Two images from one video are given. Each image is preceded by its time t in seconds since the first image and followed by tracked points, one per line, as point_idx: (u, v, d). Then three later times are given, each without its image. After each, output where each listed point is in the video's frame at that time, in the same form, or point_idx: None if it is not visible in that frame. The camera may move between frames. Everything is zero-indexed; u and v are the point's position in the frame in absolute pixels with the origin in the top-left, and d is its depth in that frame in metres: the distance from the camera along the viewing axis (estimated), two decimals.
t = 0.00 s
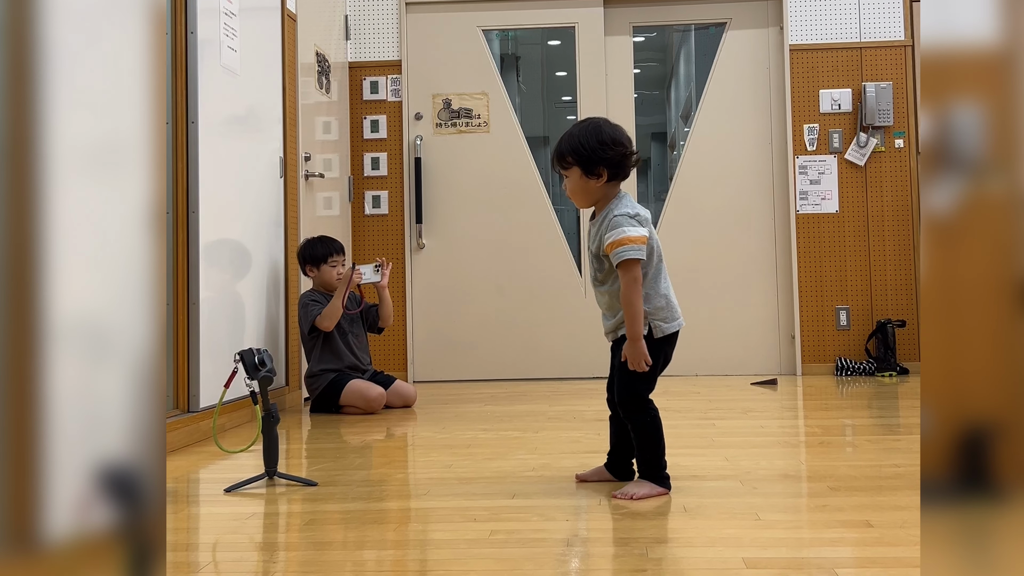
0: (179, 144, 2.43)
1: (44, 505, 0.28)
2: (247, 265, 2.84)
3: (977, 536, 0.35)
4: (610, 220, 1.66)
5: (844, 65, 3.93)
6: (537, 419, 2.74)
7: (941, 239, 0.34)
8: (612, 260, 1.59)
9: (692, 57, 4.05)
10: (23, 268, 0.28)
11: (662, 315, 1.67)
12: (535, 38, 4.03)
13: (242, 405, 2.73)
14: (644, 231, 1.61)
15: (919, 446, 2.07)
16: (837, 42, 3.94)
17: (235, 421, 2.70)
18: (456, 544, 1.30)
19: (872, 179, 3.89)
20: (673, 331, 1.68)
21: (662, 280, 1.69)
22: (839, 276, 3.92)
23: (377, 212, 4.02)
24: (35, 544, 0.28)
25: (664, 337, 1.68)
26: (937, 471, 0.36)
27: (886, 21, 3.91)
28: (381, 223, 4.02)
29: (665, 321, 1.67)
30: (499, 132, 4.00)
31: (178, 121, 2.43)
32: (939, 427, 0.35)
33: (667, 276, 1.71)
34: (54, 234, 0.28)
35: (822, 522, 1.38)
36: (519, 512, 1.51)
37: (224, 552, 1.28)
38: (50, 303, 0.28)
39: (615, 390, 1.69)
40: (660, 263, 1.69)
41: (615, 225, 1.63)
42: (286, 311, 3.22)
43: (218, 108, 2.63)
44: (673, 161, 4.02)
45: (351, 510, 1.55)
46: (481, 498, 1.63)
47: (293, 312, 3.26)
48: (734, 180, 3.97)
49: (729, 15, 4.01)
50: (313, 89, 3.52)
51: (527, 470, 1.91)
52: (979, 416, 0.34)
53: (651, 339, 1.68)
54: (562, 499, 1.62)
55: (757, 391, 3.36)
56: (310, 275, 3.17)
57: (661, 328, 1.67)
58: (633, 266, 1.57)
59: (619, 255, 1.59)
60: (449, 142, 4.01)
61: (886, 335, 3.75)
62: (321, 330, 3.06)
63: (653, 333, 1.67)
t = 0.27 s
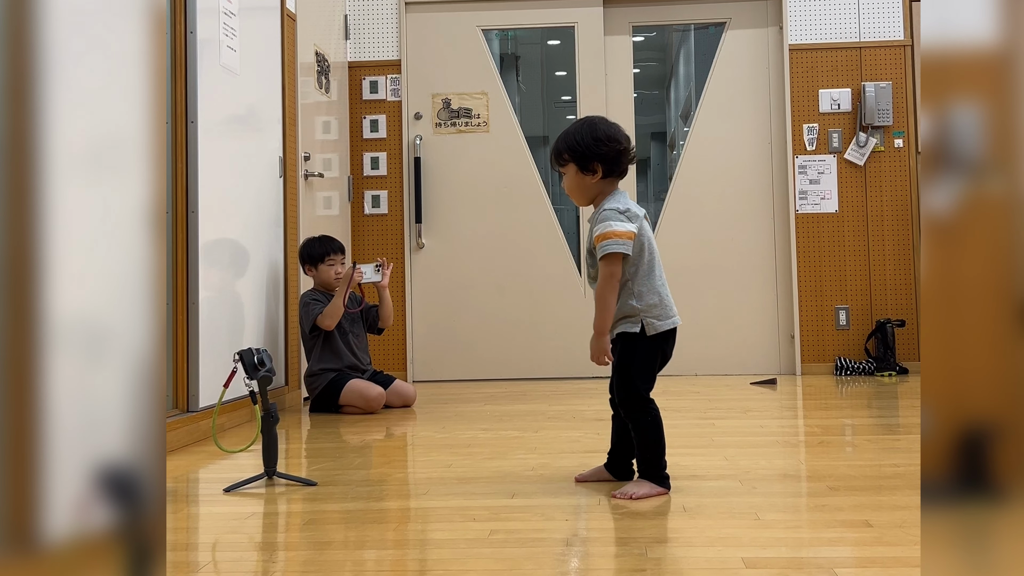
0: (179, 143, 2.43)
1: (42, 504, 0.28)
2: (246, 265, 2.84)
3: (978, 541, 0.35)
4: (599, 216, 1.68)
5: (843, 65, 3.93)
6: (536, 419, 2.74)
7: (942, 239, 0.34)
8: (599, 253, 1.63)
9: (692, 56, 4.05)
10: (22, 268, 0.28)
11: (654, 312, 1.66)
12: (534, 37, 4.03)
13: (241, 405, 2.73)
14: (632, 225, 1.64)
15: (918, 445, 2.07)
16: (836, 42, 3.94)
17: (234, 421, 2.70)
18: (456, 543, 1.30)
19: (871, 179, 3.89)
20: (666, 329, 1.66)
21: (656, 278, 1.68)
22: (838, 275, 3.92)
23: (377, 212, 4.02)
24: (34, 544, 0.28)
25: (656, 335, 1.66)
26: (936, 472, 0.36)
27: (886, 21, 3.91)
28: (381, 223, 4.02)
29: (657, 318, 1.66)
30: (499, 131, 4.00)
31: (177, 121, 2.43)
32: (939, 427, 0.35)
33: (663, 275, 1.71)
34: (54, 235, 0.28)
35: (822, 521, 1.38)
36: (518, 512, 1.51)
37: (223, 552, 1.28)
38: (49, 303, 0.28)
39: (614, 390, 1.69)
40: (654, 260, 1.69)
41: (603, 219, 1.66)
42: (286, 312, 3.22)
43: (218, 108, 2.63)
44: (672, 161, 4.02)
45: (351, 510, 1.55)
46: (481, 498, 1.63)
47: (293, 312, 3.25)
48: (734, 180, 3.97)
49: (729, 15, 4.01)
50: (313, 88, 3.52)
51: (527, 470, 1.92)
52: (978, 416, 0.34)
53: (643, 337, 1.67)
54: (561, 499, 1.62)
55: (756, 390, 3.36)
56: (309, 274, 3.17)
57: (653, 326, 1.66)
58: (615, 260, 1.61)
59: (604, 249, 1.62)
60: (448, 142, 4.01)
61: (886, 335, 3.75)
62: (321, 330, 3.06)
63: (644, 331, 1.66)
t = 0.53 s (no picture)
0: (178, 143, 2.43)
1: (42, 506, 0.28)
2: (246, 265, 2.84)
3: (976, 542, 0.35)
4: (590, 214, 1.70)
5: (843, 65, 3.94)
6: (536, 419, 2.74)
7: (941, 240, 0.34)
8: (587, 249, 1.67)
9: (692, 57, 4.05)
10: (21, 270, 0.28)
11: (640, 314, 1.66)
12: (534, 38, 4.03)
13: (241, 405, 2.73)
14: (621, 224, 1.66)
15: (917, 446, 2.07)
16: (835, 42, 3.94)
17: (234, 421, 2.70)
18: (455, 544, 1.30)
19: (871, 179, 3.89)
20: (651, 331, 1.66)
21: (646, 280, 1.69)
22: (838, 275, 3.92)
23: (376, 212, 4.02)
24: (33, 546, 0.28)
25: (642, 336, 1.67)
26: (936, 473, 0.36)
27: (885, 21, 3.91)
28: (380, 223, 4.02)
29: (642, 320, 1.66)
30: (498, 132, 4.00)
31: (177, 121, 2.43)
32: (939, 429, 0.35)
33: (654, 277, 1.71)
34: (54, 237, 0.28)
35: (822, 521, 1.39)
36: (518, 512, 1.51)
37: (223, 552, 1.28)
38: (48, 304, 0.28)
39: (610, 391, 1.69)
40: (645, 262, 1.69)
41: (594, 216, 1.69)
42: (285, 312, 3.22)
43: (217, 108, 2.62)
44: (671, 161, 4.02)
45: (351, 510, 1.54)
46: (480, 498, 1.63)
47: (292, 312, 3.25)
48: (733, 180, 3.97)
49: (728, 15, 4.01)
50: (312, 88, 3.52)
51: (526, 470, 1.92)
52: (977, 418, 0.34)
53: (628, 338, 1.67)
54: (561, 499, 1.62)
55: (756, 391, 3.36)
56: (309, 274, 3.17)
57: (637, 327, 1.66)
58: (603, 256, 1.65)
59: (593, 245, 1.66)
60: (448, 142, 4.01)
61: (885, 335, 3.75)
62: (321, 330, 3.06)
63: (629, 331, 1.67)
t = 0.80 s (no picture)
0: (178, 143, 2.43)
1: (41, 507, 0.28)
2: (246, 266, 2.84)
3: (976, 544, 0.35)
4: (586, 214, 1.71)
5: (842, 66, 3.94)
6: (535, 420, 2.74)
7: (940, 242, 0.34)
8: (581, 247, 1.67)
9: (691, 57, 4.05)
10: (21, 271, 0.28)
11: (635, 314, 1.66)
12: (533, 38, 4.03)
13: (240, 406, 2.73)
14: (616, 224, 1.67)
15: (917, 447, 2.07)
16: (834, 43, 3.94)
17: (234, 422, 2.70)
18: (454, 545, 1.30)
19: (870, 180, 3.89)
20: (647, 331, 1.66)
21: (642, 280, 1.68)
22: (838, 276, 3.92)
23: (375, 213, 4.03)
24: (32, 547, 0.28)
25: (637, 337, 1.66)
26: (935, 475, 0.35)
27: (884, 22, 3.91)
28: (379, 224, 4.02)
29: (638, 320, 1.66)
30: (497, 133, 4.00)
31: (176, 122, 2.42)
32: (938, 430, 0.35)
33: (650, 278, 1.70)
34: (53, 239, 0.28)
35: (821, 522, 1.39)
36: (517, 513, 1.51)
37: (222, 553, 1.28)
38: (48, 306, 0.28)
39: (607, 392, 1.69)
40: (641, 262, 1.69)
41: (588, 217, 1.70)
42: (284, 313, 3.22)
43: (216, 108, 2.62)
44: (671, 162, 4.02)
45: (350, 511, 1.54)
46: (480, 499, 1.63)
47: (292, 313, 3.25)
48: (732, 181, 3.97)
49: (728, 16, 4.01)
50: (311, 89, 3.52)
51: (526, 471, 1.92)
52: (977, 420, 0.34)
53: (624, 337, 1.67)
54: (560, 500, 1.62)
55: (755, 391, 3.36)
56: (308, 275, 3.17)
57: (633, 327, 1.66)
58: (597, 256, 1.65)
59: (587, 244, 1.66)
60: (447, 143, 4.01)
61: (885, 336, 3.75)
62: (321, 330, 3.06)
63: (625, 332, 1.66)
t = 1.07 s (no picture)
0: (177, 145, 2.43)
1: (39, 510, 0.28)
2: (245, 267, 2.84)
3: (975, 547, 0.35)
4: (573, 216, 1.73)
5: (841, 68, 3.94)
6: (535, 421, 2.74)
7: (939, 245, 0.34)
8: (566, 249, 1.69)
9: (690, 59, 4.06)
10: (18, 274, 0.28)
11: (621, 314, 1.66)
12: (533, 40, 4.04)
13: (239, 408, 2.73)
14: (599, 226, 1.68)
15: (916, 448, 2.07)
16: (833, 44, 3.95)
17: (233, 423, 2.70)
18: (454, 546, 1.30)
19: (870, 181, 3.90)
20: (633, 331, 1.65)
21: (628, 280, 1.68)
22: (837, 277, 3.93)
23: (375, 214, 4.03)
24: (30, 551, 0.28)
25: (624, 337, 1.66)
26: (935, 478, 0.35)
27: (883, 23, 3.92)
28: (379, 225, 4.02)
29: (624, 320, 1.66)
30: (496, 134, 4.01)
31: (176, 123, 2.43)
32: (936, 433, 0.35)
33: (638, 277, 1.70)
34: (51, 241, 0.28)
35: (820, 524, 1.38)
36: (516, 514, 1.51)
37: (221, 555, 1.28)
38: (46, 308, 0.28)
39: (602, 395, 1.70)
40: (627, 261, 1.69)
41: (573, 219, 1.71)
42: (284, 314, 3.22)
43: (216, 110, 2.62)
44: (670, 163, 4.02)
45: (350, 512, 1.54)
46: (479, 500, 1.63)
47: (291, 314, 3.25)
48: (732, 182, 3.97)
49: (727, 18, 4.02)
50: (310, 91, 3.52)
51: (525, 472, 1.91)
52: (976, 422, 0.33)
53: (612, 338, 1.68)
54: (559, 502, 1.61)
55: (754, 392, 3.36)
56: (307, 276, 3.17)
57: (619, 327, 1.66)
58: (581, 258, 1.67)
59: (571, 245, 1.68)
60: (447, 144, 4.01)
61: (885, 337, 3.75)
62: (321, 332, 3.06)
63: (612, 333, 1.67)
